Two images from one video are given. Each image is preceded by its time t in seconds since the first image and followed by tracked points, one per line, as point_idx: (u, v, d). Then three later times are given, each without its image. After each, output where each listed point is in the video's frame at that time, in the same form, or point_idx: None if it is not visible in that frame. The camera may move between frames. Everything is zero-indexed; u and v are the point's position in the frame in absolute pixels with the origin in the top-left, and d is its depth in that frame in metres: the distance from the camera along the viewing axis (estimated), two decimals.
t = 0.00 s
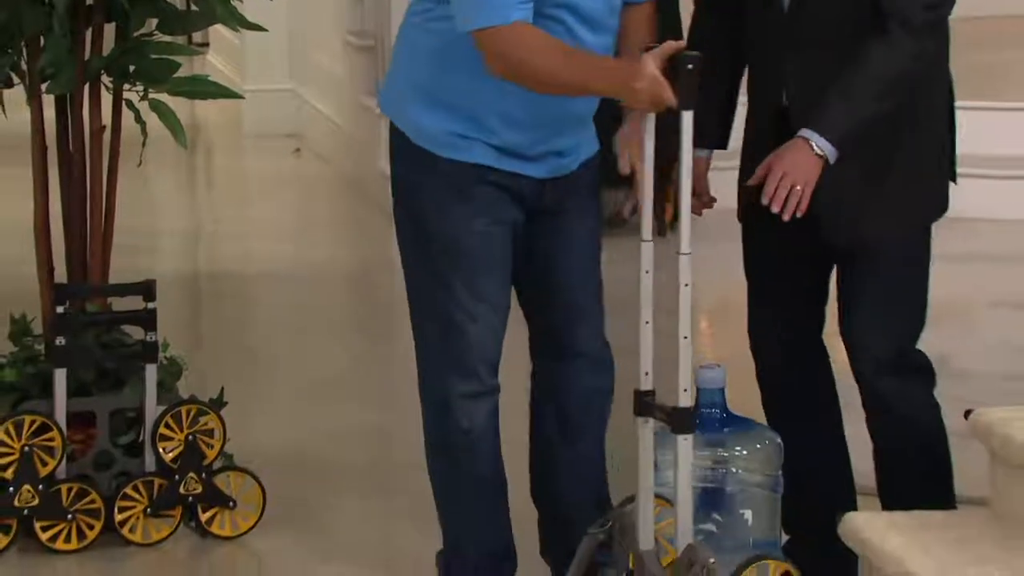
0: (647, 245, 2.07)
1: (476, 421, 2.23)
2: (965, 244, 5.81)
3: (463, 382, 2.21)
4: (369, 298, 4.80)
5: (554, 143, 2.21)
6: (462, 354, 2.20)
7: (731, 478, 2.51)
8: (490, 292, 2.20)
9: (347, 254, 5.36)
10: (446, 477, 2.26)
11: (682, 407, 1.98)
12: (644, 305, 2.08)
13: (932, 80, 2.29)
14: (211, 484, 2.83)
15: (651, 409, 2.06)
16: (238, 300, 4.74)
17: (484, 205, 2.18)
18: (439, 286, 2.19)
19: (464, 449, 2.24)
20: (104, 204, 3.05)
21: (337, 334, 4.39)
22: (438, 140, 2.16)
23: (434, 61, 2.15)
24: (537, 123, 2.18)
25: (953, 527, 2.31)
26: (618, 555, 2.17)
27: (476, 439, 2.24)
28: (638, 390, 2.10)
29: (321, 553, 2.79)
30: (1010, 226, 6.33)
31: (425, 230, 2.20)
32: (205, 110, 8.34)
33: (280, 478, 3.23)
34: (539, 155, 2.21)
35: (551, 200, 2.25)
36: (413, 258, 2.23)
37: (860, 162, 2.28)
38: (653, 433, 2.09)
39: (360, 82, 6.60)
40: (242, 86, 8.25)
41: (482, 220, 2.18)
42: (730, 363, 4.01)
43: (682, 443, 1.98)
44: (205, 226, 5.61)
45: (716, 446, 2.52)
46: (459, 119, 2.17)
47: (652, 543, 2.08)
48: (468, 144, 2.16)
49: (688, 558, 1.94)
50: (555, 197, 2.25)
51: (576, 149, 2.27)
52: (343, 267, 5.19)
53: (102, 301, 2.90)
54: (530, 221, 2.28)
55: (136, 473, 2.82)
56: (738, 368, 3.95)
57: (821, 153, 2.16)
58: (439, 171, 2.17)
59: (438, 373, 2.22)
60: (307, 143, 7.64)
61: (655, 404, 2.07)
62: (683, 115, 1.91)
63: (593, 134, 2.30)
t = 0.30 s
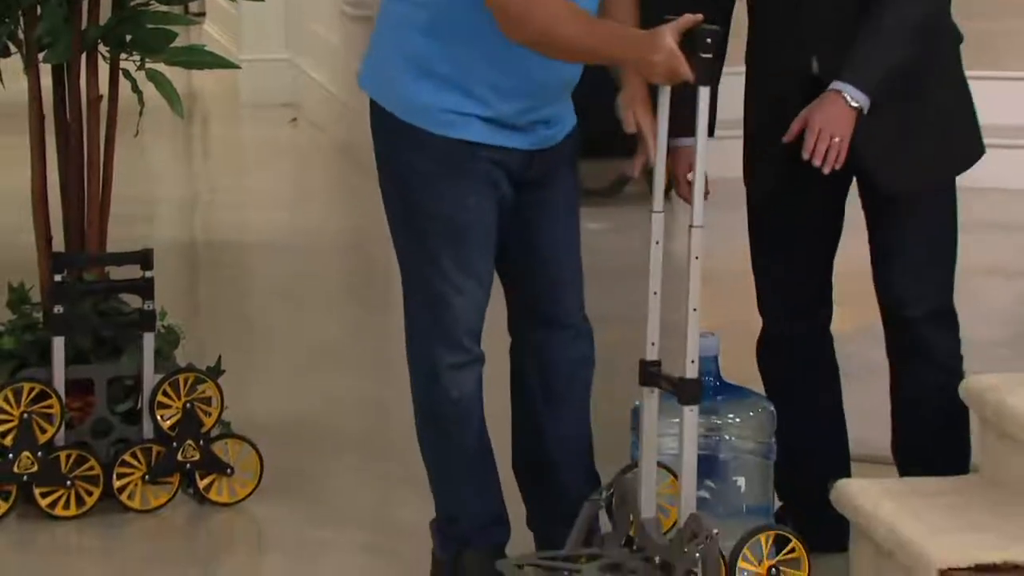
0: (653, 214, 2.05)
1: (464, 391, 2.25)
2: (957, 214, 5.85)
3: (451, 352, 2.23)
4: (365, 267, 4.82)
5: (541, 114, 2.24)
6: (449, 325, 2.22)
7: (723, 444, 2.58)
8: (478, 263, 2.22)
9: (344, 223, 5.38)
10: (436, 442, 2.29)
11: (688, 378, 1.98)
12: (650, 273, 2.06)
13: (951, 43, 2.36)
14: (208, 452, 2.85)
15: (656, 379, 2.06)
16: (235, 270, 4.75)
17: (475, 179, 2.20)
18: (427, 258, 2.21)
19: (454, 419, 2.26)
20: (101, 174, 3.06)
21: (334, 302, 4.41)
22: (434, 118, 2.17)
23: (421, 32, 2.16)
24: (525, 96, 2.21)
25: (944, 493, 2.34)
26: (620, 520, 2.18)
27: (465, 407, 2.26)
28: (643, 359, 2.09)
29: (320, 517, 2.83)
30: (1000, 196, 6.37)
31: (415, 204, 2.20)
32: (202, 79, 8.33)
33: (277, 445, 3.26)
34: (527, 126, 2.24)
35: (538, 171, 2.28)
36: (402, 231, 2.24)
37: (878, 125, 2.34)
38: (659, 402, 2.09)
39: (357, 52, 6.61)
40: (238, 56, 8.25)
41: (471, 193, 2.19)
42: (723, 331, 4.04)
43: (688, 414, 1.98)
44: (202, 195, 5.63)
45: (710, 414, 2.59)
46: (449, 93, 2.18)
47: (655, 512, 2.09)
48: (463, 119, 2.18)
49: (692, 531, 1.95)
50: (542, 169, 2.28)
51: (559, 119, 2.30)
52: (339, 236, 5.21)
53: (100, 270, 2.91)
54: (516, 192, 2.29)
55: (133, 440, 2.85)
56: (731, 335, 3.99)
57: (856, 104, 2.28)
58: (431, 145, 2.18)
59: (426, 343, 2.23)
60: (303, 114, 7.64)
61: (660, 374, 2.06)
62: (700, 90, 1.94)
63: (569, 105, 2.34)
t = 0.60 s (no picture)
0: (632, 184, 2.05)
1: (453, 360, 2.28)
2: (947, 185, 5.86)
3: (440, 321, 2.25)
4: (356, 237, 4.81)
5: (532, 85, 2.23)
6: (437, 294, 2.24)
7: (714, 413, 2.57)
8: (467, 232, 2.23)
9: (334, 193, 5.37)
10: (427, 411, 2.31)
11: (673, 350, 1.98)
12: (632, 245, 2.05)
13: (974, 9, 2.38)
14: (199, 422, 2.85)
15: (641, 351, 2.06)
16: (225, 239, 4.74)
17: (465, 149, 2.20)
18: (416, 227, 2.23)
19: (443, 387, 2.29)
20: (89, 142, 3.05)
21: (324, 272, 4.41)
22: (423, 88, 2.18)
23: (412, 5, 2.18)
24: (514, 65, 2.20)
25: (933, 462, 2.35)
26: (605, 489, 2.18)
27: (454, 375, 2.28)
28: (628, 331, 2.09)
29: (311, 487, 2.83)
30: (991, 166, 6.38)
31: (407, 172, 2.22)
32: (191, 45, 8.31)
33: (267, 414, 3.27)
34: (517, 98, 2.23)
35: (530, 141, 2.27)
36: (394, 200, 2.25)
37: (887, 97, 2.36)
38: (643, 372, 2.10)
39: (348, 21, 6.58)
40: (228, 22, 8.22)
41: (460, 163, 2.20)
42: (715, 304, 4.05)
43: (672, 384, 1.98)
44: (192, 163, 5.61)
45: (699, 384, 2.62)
46: (441, 64, 2.20)
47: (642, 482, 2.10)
48: (452, 89, 2.19)
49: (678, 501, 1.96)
50: (534, 139, 2.28)
51: (555, 90, 2.29)
52: (331, 207, 5.21)
53: (90, 240, 2.91)
54: (510, 161, 2.30)
55: (124, 410, 2.85)
56: (722, 308, 3.99)
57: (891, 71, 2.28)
58: (423, 114, 2.19)
59: (417, 312, 2.26)
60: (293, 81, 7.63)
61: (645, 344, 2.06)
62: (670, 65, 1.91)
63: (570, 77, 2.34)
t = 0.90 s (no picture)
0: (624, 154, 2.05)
1: (449, 331, 2.27)
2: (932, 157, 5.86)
3: (437, 292, 2.25)
4: (344, 207, 4.80)
5: (529, 53, 2.23)
6: (435, 264, 2.24)
7: (702, 383, 2.59)
8: (465, 202, 2.23)
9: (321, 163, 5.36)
10: (421, 381, 2.31)
11: (660, 320, 1.98)
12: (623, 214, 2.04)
13: None
14: (187, 393, 2.85)
15: (630, 321, 2.06)
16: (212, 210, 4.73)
17: (461, 117, 2.20)
18: (413, 198, 2.22)
19: (437, 358, 2.28)
20: (76, 111, 3.04)
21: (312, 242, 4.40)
22: (420, 55, 2.18)
23: None
24: (510, 33, 2.20)
25: (920, 432, 2.36)
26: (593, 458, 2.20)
27: (449, 347, 2.28)
28: (617, 302, 2.09)
29: (300, 457, 2.83)
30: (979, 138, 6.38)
31: (404, 142, 2.21)
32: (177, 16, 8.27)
33: (255, 385, 3.26)
34: (512, 67, 2.23)
35: (525, 110, 2.27)
36: (392, 172, 2.25)
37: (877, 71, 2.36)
38: (631, 344, 2.10)
39: None
40: None
41: (456, 132, 2.20)
42: (704, 275, 4.05)
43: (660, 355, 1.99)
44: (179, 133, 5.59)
45: (687, 355, 2.61)
46: (439, 34, 2.20)
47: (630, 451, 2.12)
48: (449, 57, 2.19)
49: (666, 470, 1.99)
50: (529, 109, 2.27)
51: (552, 59, 2.29)
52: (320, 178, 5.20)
53: (76, 210, 2.90)
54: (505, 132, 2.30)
55: (111, 381, 2.85)
56: (712, 279, 3.99)
57: (925, 64, 2.26)
58: (417, 82, 2.19)
59: (414, 283, 2.26)
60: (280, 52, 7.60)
61: (634, 314, 2.07)
62: (665, 38, 1.93)
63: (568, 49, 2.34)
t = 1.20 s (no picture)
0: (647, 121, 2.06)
1: (439, 307, 2.27)
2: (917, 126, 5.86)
3: (430, 267, 2.25)
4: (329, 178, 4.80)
5: (531, 26, 2.23)
6: (428, 238, 2.24)
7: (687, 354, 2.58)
8: (458, 175, 2.23)
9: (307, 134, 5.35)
10: (413, 354, 2.30)
11: (671, 288, 2.04)
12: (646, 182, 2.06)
13: None
14: (173, 364, 2.85)
15: (637, 289, 2.10)
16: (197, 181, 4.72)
17: (464, 92, 2.20)
18: (411, 173, 2.22)
19: (429, 330, 2.28)
20: (60, 82, 3.03)
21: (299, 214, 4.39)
22: (424, 31, 2.18)
23: None
24: (515, 8, 2.19)
25: (905, 403, 2.36)
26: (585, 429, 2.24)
27: (441, 321, 2.28)
28: (628, 269, 2.13)
29: (286, 429, 2.83)
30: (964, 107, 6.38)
31: (403, 117, 2.21)
32: None
33: (241, 356, 3.26)
34: (514, 39, 2.22)
35: (529, 83, 2.28)
36: (386, 145, 2.24)
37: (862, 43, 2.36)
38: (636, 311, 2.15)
39: None
40: None
41: (456, 107, 2.20)
42: (689, 248, 4.05)
43: (666, 321, 2.05)
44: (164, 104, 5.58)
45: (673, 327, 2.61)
46: (443, 8, 2.18)
47: (623, 420, 2.16)
48: (454, 33, 2.18)
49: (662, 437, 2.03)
50: (533, 81, 2.28)
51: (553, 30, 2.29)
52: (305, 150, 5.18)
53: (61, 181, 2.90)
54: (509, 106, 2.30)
55: (97, 352, 2.85)
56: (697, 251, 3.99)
57: (958, 86, 2.16)
58: (421, 57, 2.18)
59: (406, 257, 2.26)
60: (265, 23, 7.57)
61: (641, 281, 2.11)
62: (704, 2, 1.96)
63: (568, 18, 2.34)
